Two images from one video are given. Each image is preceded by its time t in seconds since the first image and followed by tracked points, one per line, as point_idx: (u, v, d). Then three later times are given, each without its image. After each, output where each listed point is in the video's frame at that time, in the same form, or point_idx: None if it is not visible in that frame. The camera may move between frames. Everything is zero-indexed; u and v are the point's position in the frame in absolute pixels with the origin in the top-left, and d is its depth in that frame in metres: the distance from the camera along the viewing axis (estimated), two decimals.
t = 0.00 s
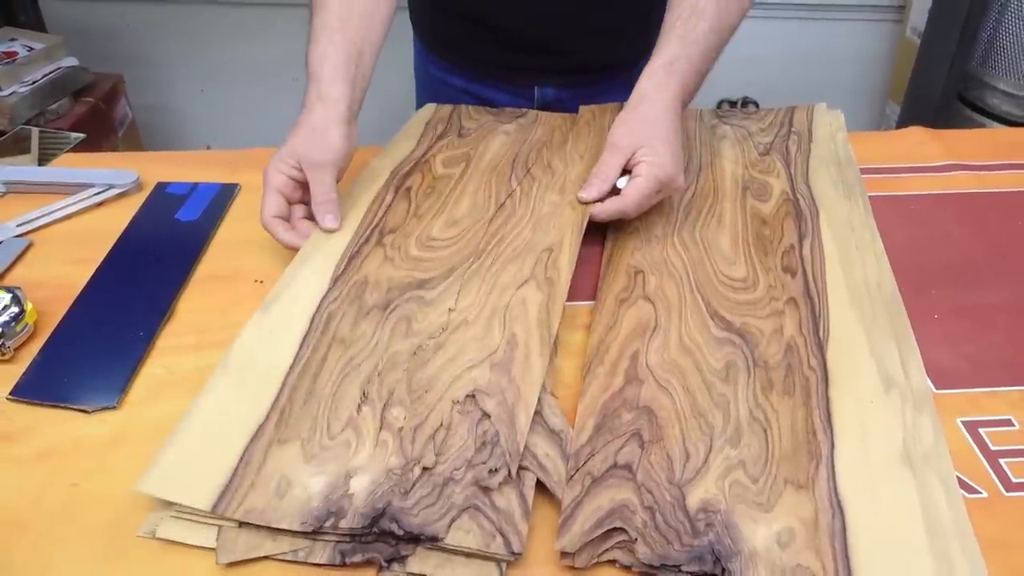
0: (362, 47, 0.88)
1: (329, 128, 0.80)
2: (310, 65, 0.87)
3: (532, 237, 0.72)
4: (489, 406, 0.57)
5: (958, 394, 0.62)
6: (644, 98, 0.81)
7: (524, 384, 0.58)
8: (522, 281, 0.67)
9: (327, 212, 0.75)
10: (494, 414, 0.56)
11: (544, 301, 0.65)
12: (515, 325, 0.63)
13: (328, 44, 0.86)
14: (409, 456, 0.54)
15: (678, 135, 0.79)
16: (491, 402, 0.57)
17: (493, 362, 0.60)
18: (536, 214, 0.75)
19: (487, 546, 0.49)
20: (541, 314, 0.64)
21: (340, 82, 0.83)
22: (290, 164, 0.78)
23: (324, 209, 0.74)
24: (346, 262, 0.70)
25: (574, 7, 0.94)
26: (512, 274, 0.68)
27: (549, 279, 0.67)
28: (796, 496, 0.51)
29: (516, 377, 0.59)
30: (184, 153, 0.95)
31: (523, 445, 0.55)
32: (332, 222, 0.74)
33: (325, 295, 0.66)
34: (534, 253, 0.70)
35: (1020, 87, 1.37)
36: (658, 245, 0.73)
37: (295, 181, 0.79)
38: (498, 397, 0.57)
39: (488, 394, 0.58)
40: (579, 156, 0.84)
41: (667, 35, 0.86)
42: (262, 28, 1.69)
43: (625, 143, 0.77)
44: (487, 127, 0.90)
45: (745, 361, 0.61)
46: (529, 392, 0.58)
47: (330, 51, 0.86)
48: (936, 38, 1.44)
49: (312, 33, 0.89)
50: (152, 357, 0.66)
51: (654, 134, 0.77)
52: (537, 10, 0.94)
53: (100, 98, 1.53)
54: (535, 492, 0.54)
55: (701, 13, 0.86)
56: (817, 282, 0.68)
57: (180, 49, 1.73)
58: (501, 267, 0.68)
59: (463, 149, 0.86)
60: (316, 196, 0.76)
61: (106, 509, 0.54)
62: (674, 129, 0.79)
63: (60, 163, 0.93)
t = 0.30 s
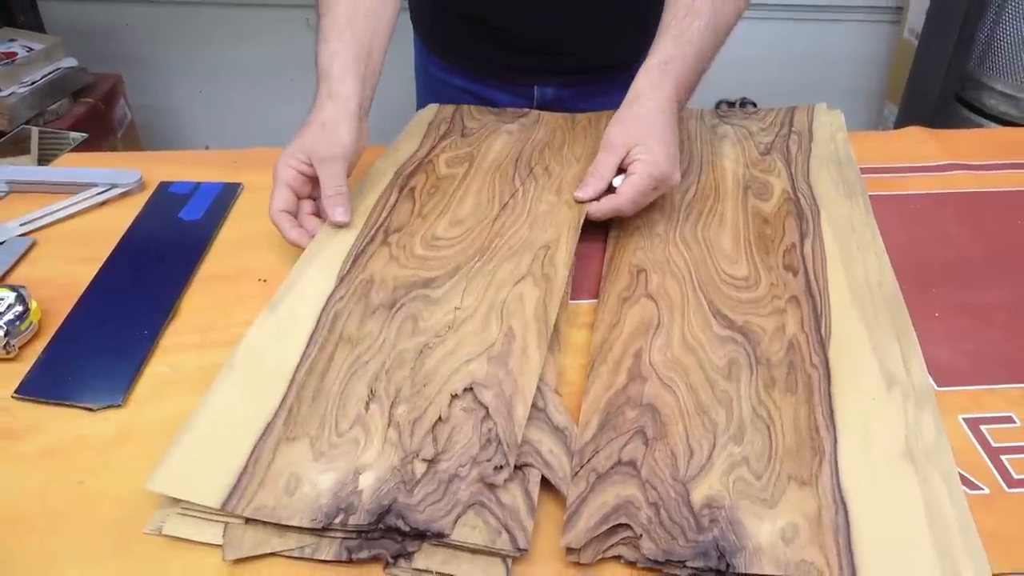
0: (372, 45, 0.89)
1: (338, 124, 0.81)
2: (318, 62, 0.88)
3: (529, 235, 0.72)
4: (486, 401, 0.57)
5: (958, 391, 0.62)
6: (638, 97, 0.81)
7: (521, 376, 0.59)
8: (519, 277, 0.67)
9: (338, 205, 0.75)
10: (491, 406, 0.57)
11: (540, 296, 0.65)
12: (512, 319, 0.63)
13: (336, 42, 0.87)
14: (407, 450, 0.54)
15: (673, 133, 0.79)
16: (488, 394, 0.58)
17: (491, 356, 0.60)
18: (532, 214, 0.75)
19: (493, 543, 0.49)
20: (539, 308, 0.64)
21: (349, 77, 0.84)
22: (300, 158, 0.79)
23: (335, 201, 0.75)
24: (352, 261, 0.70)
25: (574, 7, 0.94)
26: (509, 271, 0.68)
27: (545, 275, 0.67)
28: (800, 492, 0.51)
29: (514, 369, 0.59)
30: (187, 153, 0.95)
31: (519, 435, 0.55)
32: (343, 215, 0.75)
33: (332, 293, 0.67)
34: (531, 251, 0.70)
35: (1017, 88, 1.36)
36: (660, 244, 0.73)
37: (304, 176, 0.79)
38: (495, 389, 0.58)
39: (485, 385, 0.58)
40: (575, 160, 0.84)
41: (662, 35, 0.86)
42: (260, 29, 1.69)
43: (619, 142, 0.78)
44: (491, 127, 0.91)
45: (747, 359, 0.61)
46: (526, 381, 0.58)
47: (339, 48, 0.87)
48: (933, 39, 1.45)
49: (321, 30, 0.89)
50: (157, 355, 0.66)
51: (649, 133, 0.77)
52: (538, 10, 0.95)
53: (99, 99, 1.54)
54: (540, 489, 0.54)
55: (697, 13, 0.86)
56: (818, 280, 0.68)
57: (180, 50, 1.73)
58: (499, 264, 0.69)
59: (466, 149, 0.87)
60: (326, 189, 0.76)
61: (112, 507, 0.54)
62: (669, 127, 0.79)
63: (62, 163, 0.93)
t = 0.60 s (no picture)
0: (375, 33, 0.88)
1: (343, 111, 0.81)
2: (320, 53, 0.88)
3: (527, 234, 0.72)
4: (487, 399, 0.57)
5: (959, 387, 0.63)
6: (632, 94, 0.81)
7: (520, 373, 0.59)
8: (519, 274, 0.67)
9: (350, 188, 0.75)
10: (490, 403, 0.57)
11: (539, 293, 0.65)
12: (511, 315, 0.63)
13: (337, 32, 0.87)
14: (407, 446, 0.54)
15: (668, 130, 0.78)
16: (488, 390, 0.58)
17: (490, 352, 0.60)
18: (530, 215, 0.75)
19: (499, 540, 0.49)
20: (539, 304, 0.65)
21: (351, 65, 0.85)
22: (308, 149, 0.80)
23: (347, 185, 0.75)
24: (359, 258, 0.70)
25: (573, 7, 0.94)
26: (509, 268, 0.68)
27: (544, 273, 0.67)
28: (803, 489, 0.52)
29: (513, 365, 0.59)
30: (188, 152, 0.95)
31: (520, 427, 0.55)
32: (355, 199, 0.75)
33: (339, 290, 0.67)
34: (530, 249, 0.70)
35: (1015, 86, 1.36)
36: (663, 242, 0.73)
37: (314, 168, 0.80)
38: (495, 383, 0.58)
39: (485, 380, 0.58)
40: (573, 161, 0.84)
41: (656, 33, 0.86)
42: (259, 28, 1.69)
43: (613, 142, 0.77)
44: (495, 125, 0.91)
45: (750, 356, 0.61)
46: (526, 376, 0.59)
47: (340, 37, 0.87)
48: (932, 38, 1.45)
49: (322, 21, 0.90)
50: (161, 354, 0.66)
51: (642, 131, 0.77)
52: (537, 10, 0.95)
53: (98, 98, 1.53)
54: (545, 486, 0.54)
55: (691, 10, 0.85)
56: (820, 277, 0.68)
57: (179, 49, 1.73)
58: (499, 261, 0.69)
59: (472, 146, 0.87)
60: (336, 174, 0.76)
61: (117, 505, 0.54)
62: (664, 124, 0.79)
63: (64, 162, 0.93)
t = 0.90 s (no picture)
0: (380, 42, 0.88)
1: (348, 117, 0.81)
2: (326, 58, 0.87)
3: (531, 241, 0.73)
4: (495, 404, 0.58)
5: (959, 389, 0.63)
6: (658, 71, 0.78)
7: (526, 383, 0.59)
8: (522, 283, 0.68)
9: (355, 198, 0.76)
10: (497, 408, 0.57)
11: (544, 306, 0.66)
12: (516, 324, 0.64)
13: (343, 39, 0.86)
14: (416, 450, 0.55)
15: (693, 106, 0.76)
16: (494, 397, 0.58)
17: (496, 358, 0.61)
18: (534, 221, 0.75)
19: (504, 540, 0.50)
20: (542, 318, 0.65)
21: (357, 72, 0.84)
22: (314, 155, 0.80)
23: (353, 196, 0.76)
24: (363, 263, 0.71)
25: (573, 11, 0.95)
26: (512, 274, 0.69)
27: (549, 286, 0.68)
28: (806, 490, 0.52)
29: (519, 374, 0.60)
30: (191, 155, 0.96)
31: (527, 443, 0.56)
32: (360, 208, 0.76)
33: (344, 295, 0.67)
34: (534, 259, 0.70)
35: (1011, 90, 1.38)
36: (665, 245, 0.74)
37: (320, 174, 0.80)
38: (502, 392, 0.58)
39: (492, 388, 0.59)
40: (573, 168, 0.84)
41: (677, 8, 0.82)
42: (259, 31, 1.70)
43: (636, 120, 0.76)
44: (497, 129, 0.91)
45: (753, 359, 0.62)
46: (532, 390, 0.59)
47: (347, 45, 0.86)
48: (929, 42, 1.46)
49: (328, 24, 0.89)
50: (166, 356, 0.67)
51: (665, 109, 0.75)
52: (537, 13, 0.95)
53: (98, 101, 1.54)
54: (551, 488, 0.54)
55: None
56: (821, 281, 0.69)
57: (179, 52, 1.73)
58: (503, 266, 0.70)
59: (474, 150, 0.87)
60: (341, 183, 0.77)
61: (124, 507, 0.55)
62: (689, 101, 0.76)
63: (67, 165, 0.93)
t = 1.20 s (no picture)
0: (369, 53, 0.89)
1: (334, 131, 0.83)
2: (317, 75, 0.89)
3: (533, 242, 0.73)
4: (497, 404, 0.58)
5: (959, 389, 0.64)
6: None
7: (529, 383, 0.60)
8: (525, 283, 0.68)
9: (344, 202, 0.77)
10: (500, 408, 0.58)
11: (547, 306, 0.66)
12: (519, 324, 0.64)
13: (331, 54, 0.88)
14: (420, 450, 0.55)
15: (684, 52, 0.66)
16: (498, 397, 0.58)
17: (499, 359, 0.61)
18: (537, 222, 0.76)
19: (509, 539, 0.50)
20: (545, 318, 0.65)
21: (343, 87, 0.86)
22: (306, 169, 0.82)
23: (341, 199, 0.77)
24: (366, 264, 0.71)
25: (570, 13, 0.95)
26: (515, 275, 0.69)
27: (551, 286, 0.68)
28: (808, 490, 0.52)
29: (522, 375, 0.60)
30: (194, 158, 0.96)
31: (530, 441, 0.56)
32: (350, 211, 0.76)
33: (347, 297, 0.68)
34: (537, 260, 0.71)
35: (1009, 93, 1.37)
36: (666, 246, 0.74)
37: (314, 185, 0.82)
38: (505, 392, 0.59)
39: (495, 388, 0.59)
40: (576, 170, 0.85)
41: None
42: (259, 34, 1.70)
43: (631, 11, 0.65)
44: (498, 132, 0.92)
45: (754, 359, 0.62)
46: (536, 389, 0.59)
47: (336, 61, 0.87)
48: (927, 45, 1.47)
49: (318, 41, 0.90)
50: (170, 356, 0.67)
51: (658, 26, 0.64)
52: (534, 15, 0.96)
53: (98, 104, 1.54)
54: (554, 487, 0.55)
55: None
56: (822, 282, 0.69)
57: (180, 55, 1.74)
58: (505, 267, 0.70)
59: (476, 152, 0.88)
60: (331, 191, 0.78)
61: (130, 506, 0.55)
62: (695, 23, 0.65)
63: (70, 168, 0.94)
